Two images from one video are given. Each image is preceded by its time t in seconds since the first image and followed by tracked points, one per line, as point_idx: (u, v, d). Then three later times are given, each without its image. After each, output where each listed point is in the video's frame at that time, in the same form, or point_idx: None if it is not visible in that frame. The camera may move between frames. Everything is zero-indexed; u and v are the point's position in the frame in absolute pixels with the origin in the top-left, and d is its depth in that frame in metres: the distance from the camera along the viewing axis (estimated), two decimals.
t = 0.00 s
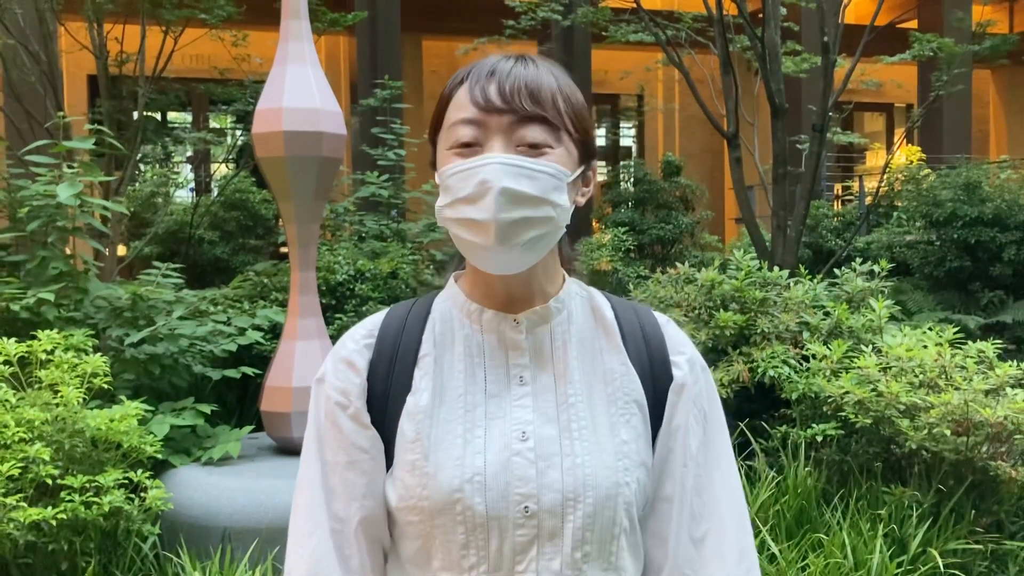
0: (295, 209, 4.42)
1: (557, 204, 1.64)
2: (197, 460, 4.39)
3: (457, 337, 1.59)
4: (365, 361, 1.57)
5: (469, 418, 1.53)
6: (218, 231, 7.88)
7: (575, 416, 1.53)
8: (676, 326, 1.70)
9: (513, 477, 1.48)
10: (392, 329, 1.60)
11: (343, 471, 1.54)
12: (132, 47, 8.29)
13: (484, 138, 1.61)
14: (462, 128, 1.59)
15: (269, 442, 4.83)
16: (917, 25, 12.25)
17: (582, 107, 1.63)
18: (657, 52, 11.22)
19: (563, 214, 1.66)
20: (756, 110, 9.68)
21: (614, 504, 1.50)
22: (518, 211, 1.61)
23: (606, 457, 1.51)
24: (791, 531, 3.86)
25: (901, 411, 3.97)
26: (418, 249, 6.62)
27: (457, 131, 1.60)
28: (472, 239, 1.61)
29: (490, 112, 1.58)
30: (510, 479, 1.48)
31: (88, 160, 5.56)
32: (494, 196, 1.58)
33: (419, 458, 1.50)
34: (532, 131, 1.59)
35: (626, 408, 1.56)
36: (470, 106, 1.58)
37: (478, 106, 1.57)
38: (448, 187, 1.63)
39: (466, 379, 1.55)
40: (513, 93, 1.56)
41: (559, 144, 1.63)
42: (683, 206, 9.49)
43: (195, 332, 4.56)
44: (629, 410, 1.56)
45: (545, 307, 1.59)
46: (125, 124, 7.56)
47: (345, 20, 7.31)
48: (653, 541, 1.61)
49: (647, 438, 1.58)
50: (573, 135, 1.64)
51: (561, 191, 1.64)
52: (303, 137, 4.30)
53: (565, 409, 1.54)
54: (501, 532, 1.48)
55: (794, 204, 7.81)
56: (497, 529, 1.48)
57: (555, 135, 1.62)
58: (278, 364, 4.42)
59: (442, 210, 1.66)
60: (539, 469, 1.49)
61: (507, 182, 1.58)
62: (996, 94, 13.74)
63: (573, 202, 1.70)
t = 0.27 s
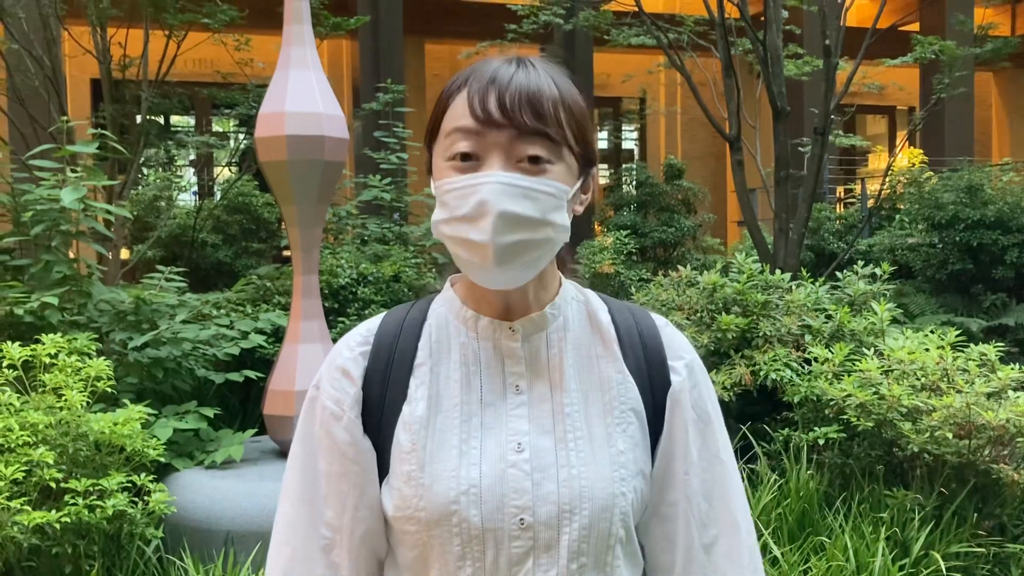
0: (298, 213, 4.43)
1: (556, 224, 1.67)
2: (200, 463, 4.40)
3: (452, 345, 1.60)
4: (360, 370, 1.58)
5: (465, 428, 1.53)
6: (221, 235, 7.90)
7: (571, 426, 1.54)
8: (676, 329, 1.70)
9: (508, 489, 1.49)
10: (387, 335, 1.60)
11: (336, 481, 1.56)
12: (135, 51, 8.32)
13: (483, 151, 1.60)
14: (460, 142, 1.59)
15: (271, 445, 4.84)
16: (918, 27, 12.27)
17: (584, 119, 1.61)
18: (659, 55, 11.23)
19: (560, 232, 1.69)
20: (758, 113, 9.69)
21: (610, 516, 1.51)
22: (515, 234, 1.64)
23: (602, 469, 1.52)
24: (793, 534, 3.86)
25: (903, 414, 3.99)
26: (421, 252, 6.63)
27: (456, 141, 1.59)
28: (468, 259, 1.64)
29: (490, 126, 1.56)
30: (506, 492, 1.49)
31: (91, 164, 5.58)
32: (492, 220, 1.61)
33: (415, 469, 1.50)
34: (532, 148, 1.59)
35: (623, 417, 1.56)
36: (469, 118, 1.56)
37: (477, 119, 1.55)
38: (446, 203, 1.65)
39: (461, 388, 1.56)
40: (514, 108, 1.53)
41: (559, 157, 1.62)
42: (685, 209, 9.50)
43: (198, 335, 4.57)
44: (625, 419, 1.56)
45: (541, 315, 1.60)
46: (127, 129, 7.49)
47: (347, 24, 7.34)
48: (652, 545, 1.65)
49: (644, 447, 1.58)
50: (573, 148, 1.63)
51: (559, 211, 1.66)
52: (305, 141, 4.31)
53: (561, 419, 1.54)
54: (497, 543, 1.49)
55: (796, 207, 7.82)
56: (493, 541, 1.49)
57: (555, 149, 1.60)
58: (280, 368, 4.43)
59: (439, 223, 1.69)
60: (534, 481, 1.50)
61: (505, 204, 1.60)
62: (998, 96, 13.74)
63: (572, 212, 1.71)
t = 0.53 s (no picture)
0: (299, 217, 4.44)
1: (564, 259, 1.66)
2: (201, 466, 4.40)
3: (454, 360, 1.61)
4: (359, 386, 1.57)
5: (469, 450, 1.54)
6: (222, 238, 7.92)
7: (577, 447, 1.55)
8: (679, 336, 1.71)
9: (515, 516, 1.51)
10: (385, 347, 1.59)
11: (339, 496, 1.58)
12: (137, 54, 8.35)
13: (490, 180, 1.58)
14: (465, 169, 1.59)
15: (273, 449, 4.85)
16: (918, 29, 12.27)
17: (598, 151, 1.57)
18: (659, 58, 11.25)
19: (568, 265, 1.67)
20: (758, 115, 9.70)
21: (615, 538, 1.54)
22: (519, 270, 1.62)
23: (608, 493, 1.53)
24: (793, 536, 3.86)
25: (903, 416, 3.99)
26: (421, 255, 6.64)
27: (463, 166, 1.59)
28: (470, 291, 1.63)
29: (498, 155, 1.54)
30: (512, 518, 1.51)
31: (92, 167, 5.60)
32: (493, 259, 1.58)
33: (420, 492, 1.51)
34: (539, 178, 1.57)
35: (628, 436, 1.57)
36: (477, 145, 1.55)
37: (485, 146, 1.53)
38: (449, 230, 1.64)
39: (464, 405, 1.57)
40: (524, 139, 1.51)
41: (570, 188, 1.60)
42: (685, 212, 9.51)
43: (199, 338, 4.59)
44: (631, 437, 1.58)
45: (546, 330, 1.61)
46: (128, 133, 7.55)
47: (348, 28, 7.36)
48: (653, 551, 1.68)
49: (647, 463, 1.60)
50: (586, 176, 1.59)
51: (566, 245, 1.65)
52: (306, 144, 4.32)
53: (566, 441, 1.55)
54: (503, 565, 1.51)
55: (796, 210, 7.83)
56: (500, 565, 1.51)
57: (567, 179, 1.58)
58: (281, 372, 4.44)
59: (439, 247, 1.67)
60: (541, 506, 1.52)
61: (508, 242, 1.59)
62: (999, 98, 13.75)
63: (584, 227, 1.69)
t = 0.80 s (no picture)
0: (298, 219, 4.45)
1: (574, 240, 1.67)
2: (201, 468, 4.40)
3: (458, 365, 1.61)
4: (362, 392, 1.57)
5: (474, 456, 1.54)
6: (221, 240, 7.93)
7: (581, 454, 1.55)
8: (683, 341, 1.72)
9: (521, 523, 1.51)
10: (389, 353, 1.59)
11: (342, 503, 1.57)
12: (136, 58, 8.36)
13: (500, 161, 1.60)
14: (474, 151, 1.60)
15: (272, 451, 4.85)
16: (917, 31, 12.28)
17: (604, 134, 1.62)
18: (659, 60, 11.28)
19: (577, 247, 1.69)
20: (757, 117, 9.71)
21: (621, 545, 1.54)
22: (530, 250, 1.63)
23: (613, 500, 1.54)
24: (792, 538, 3.86)
25: (902, 417, 3.99)
26: (421, 257, 6.65)
27: (473, 148, 1.60)
28: (481, 273, 1.62)
29: (509, 136, 1.56)
30: (518, 526, 1.51)
31: (92, 171, 5.61)
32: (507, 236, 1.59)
33: (424, 499, 1.51)
34: (550, 157, 1.59)
35: (633, 442, 1.58)
36: (487, 127, 1.57)
37: (495, 127, 1.56)
38: (458, 214, 1.64)
39: (469, 411, 1.57)
40: (534, 119, 1.54)
41: (577, 171, 1.63)
42: (685, 213, 9.52)
43: (199, 341, 4.59)
44: (636, 444, 1.58)
45: (550, 334, 1.61)
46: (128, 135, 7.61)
47: (347, 30, 7.36)
48: (656, 559, 1.68)
49: (652, 470, 1.61)
50: (594, 160, 1.64)
51: (575, 226, 1.66)
52: (305, 147, 4.33)
53: (572, 447, 1.56)
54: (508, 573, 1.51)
55: (795, 212, 7.83)
56: (505, 572, 1.51)
57: (574, 162, 1.61)
58: (280, 374, 4.44)
59: (449, 232, 1.67)
60: (548, 514, 1.52)
61: (521, 220, 1.59)
62: (998, 99, 13.76)
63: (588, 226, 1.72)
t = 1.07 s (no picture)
0: (296, 221, 4.45)
1: (573, 230, 1.67)
2: (198, 471, 4.40)
3: (457, 360, 1.61)
4: (360, 386, 1.58)
5: (471, 450, 1.54)
6: (220, 243, 7.92)
7: (580, 449, 1.55)
8: (682, 342, 1.72)
9: (519, 517, 1.50)
10: (387, 349, 1.60)
11: (339, 499, 1.57)
12: (135, 60, 8.37)
13: (500, 151, 1.60)
14: (474, 140, 1.60)
15: (270, 453, 4.84)
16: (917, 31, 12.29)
17: (602, 124, 1.63)
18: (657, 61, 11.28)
19: (576, 236, 1.69)
20: (757, 117, 9.70)
21: (620, 541, 1.53)
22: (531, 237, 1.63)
23: (612, 494, 1.53)
24: (789, 539, 3.86)
25: (900, 418, 3.99)
26: (419, 259, 6.64)
27: (473, 138, 1.60)
28: (481, 261, 1.62)
29: (509, 126, 1.57)
30: (515, 519, 1.50)
31: (90, 173, 5.61)
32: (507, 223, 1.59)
33: (421, 493, 1.51)
34: (549, 146, 1.59)
35: (633, 438, 1.57)
36: (487, 116, 1.57)
37: (495, 116, 1.56)
38: (458, 202, 1.64)
39: (467, 406, 1.57)
40: (534, 107, 1.55)
41: (577, 161, 1.63)
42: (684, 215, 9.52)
43: (196, 343, 4.59)
44: (636, 440, 1.58)
45: (549, 330, 1.61)
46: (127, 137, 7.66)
47: (346, 32, 7.36)
48: (656, 562, 1.66)
49: (651, 467, 1.60)
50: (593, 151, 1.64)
51: (575, 215, 1.66)
52: (303, 150, 4.33)
53: (570, 441, 1.55)
54: (505, 567, 1.50)
55: (794, 213, 7.83)
56: (502, 567, 1.50)
57: (574, 152, 1.61)
58: (278, 375, 4.44)
59: (449, 222, 1.67)
60: (545, 507, 1.51)
61: (521, 207, 1.59)
62: (998, 99, 13.75)
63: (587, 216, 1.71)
